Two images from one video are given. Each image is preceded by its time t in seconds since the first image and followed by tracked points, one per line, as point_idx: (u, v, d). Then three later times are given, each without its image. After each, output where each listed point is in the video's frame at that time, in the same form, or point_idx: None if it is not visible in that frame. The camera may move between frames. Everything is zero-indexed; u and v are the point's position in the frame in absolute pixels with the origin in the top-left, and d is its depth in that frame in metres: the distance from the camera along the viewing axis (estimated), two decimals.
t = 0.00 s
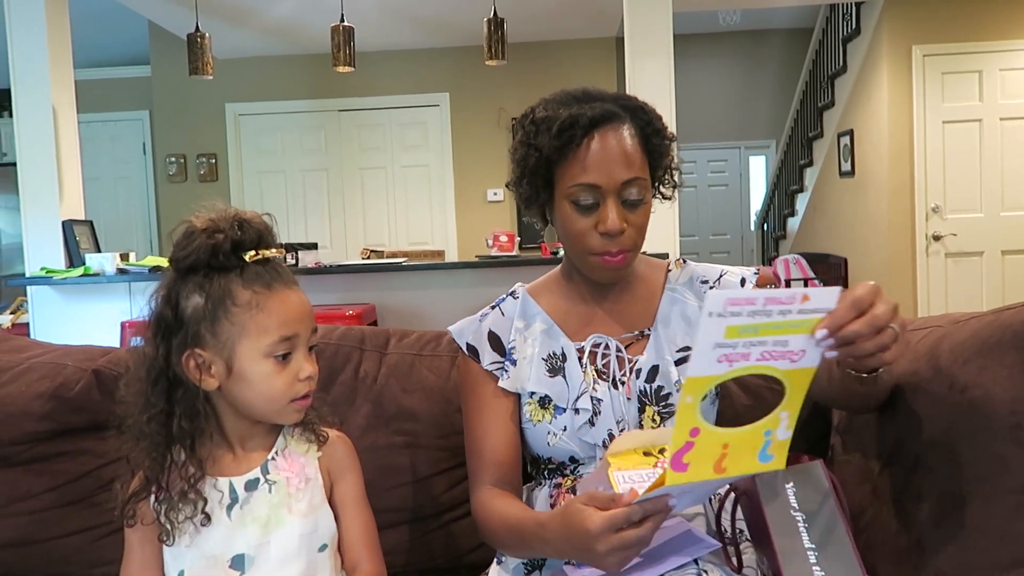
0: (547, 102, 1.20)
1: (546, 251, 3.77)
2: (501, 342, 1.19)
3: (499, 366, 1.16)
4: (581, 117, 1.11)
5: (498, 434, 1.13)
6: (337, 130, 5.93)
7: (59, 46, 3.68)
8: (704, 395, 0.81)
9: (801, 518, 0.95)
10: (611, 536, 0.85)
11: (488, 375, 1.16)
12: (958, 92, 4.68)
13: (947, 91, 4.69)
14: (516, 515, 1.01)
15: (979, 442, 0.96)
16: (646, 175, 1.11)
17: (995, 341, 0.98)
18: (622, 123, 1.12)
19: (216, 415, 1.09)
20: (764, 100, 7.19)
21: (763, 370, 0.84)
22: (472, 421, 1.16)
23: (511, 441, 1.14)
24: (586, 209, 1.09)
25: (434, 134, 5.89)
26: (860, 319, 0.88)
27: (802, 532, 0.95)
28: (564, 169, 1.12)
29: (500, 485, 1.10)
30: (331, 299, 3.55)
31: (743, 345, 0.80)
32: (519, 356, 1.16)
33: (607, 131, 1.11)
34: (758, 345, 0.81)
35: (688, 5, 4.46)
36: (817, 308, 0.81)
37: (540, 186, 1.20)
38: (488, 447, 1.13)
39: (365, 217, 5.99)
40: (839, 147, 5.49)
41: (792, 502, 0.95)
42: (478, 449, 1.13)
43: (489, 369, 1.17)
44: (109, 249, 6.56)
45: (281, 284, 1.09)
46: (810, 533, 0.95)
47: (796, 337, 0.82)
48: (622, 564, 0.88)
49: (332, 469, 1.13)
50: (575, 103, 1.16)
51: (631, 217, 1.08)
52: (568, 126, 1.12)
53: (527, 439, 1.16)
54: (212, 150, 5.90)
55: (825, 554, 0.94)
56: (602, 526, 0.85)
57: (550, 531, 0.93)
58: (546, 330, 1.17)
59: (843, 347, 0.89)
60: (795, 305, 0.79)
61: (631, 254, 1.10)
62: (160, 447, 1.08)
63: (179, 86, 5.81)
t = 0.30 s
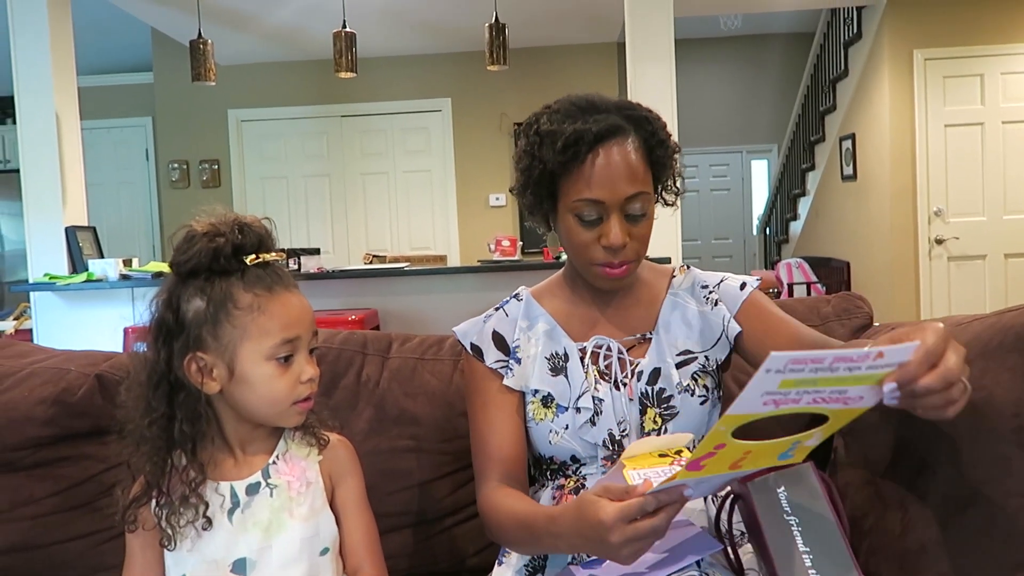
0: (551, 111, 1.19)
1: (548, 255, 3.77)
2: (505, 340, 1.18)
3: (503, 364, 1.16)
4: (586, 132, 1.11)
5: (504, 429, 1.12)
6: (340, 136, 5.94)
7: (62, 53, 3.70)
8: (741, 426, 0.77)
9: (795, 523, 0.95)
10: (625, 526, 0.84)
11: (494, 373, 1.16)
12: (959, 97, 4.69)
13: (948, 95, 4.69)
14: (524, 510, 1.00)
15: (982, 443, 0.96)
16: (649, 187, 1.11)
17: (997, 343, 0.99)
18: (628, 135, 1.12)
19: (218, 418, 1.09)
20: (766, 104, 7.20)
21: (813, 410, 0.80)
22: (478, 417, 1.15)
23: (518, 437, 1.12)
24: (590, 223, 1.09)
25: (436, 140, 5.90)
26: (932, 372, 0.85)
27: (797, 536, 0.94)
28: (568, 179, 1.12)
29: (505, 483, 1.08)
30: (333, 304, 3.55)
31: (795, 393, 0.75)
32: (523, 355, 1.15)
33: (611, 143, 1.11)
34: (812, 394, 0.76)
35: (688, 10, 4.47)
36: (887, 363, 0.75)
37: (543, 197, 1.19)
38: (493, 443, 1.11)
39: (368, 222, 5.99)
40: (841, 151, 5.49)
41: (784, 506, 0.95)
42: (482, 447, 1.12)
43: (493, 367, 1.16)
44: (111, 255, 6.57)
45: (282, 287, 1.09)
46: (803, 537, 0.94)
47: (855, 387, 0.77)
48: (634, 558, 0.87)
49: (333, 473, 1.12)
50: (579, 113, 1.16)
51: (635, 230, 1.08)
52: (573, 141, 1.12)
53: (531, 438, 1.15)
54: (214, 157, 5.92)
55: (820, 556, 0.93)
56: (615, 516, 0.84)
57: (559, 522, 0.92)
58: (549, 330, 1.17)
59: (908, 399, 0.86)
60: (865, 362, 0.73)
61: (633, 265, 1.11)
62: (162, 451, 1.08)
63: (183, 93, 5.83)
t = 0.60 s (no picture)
0: (553, 115, 1.19)
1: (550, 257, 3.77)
2: (508, 340, 1.18)
3: (506, 363, 1.16)
4: (588, 136, 1.11)
5: (505, 428, 1.12)
6: (342, 138, 5.95)
7: (64, 58, 3.71)
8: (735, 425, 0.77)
9: (800, 524, 0.94)
10: (619, 528, 0.84)
11: (495, 372, 1.15)
12: (962, 95, 4.68)
13: (950, 94, 4.69)
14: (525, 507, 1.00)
15: (986, 442, 0.97)
16: (651, 191, 1.11)
17: (1000, 343, 0.99)
18: (631, 140, 1.12)
19: (223, 421, 1.09)
20: (767, 104, 7.19)
21: (805, 407, 0.81)
22: (478, 417, 1.15)
23: (517, 437, 1.12)
24: (591, 227, 1.09)
25: (437, 142, 5.91)
26: (923, 364, 0.87)
27: (802, 537, 0.94)
28: (571, 182, 1.12)
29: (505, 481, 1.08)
30: (336, 306, 3.55)
31: (785, 388, 0.76)
32: (526, 355, 1.15)
33: (614, 147, 1.11)
34: (803, 389, 0.77)
35: (689, 10, 4.47)
36: (876, 356, 0.77)
37: (546, 200, 1.20)
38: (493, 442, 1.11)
39: (370, 225, 6.00)
40: (843, 151, 5.48)
41: (789, 507, 0.95)
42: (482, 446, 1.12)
43: (496, 366, 1.16)
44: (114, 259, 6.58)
45: (287, 290, 1.09)
46: (809, 538, 0.94)
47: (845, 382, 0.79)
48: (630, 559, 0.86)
49: (338, 475, 1.13)
50: (581, 117, 1.16)
51: (637, 234, 1.09)
52: (576, 145, 1.11)
53: (533, 438, 1.15)
54: (216, 160, 5.93)
55: (825, 557, 0.93)
56: (610, 518, 0.83)
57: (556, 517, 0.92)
58: (551, 331, 1.17)
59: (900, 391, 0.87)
60: (855, 354, 0.75)
61: (636, 267, 1.11)
62: (168, 455, 1.08)
63: (185, 97, 5.84)
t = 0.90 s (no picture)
0: (550, 115, 1.19)
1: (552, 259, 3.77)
2: (510, 341, 1.17)
3: (508, 363, 1.15)
4: (586, 133, 1.11)
5: (505, 432, 1.11)
6: (343, 142, 5.96)
7: (66, 63, 3.72)
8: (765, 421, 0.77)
9: (801, 522, 0.93)
10: (642, 551, 0.84)
11: (499, 372, 1.15)
12: (963, 96, 4.68)
13: (952, 95, 4.68)
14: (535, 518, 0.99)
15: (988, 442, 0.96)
16: (650, 187, 1.11)
17: (1002, 341, 0.98)
18: (628, 136, 1.12)
19: (223, 424, 1.09)
20: (768, 106, 7.19)
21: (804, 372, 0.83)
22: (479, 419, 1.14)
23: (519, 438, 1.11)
24: (591, 223, 1.09)
25: (439, 145, 5.92)
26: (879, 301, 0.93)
27: (804, 537, 0.93)
28: (570, 181, 1.12)
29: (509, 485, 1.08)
30: (338, 310, 3.56)
31: (791, 356, 0.79)
32: (529, 355, 1.15)
33: (612, 144, 1.10)
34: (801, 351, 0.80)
35: (689, 13, 4.47)
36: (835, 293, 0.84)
37: (545, 200, 1.19)
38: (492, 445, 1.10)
39: (371, 229, 6.00)
40: (845, 152, 5.48)
41: (791, 506, 0.94)
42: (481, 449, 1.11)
43: (497, 366, 1.15)
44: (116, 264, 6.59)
45: (287, 293, 1.09)
46: (811, 537, 0.93)
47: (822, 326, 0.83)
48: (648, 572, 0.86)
49: (339, 477, 1.12)
50: (580, 116, 1.15)
51: (638, 230, 1.08)
52: (573, 142, 1.11)
53: (536, 439, 1.15)
54: (218, 164, 5.94)
55: (826, 556, 0.92)
56: (635, 543, 0.83)
57: (577, 532, 0.91)
58: (554, 332, 1.16)
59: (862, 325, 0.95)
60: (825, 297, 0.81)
61: (637, 264, 1.11)
62: (167, 457, 1.07)
63: (187, 101, 5.85)
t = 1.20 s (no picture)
0: (541, 109, 1.18)
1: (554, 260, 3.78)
2: (534, 342, 1.07)
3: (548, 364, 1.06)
4: (582, 117, 1.10)
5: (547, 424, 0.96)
6: (345, 145, 5.97)
7: (69, 67, 3.73)
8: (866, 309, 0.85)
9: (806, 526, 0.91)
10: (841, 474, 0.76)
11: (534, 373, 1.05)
12: (965, 94, 4.67)
13: (954, 93, 4.67)
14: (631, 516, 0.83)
15: (991, 439, 0.96)
16: (647, 169, 1.12)
17: (1005, 338, 0.98)
18: (622, 121, 1.12)
19: (223, 427, 1.10)
20: (770, 105, 7.18)
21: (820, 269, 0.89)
22: (512, 421, 1.01)
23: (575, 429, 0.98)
24: (596, 207, 1.08)
25: (441, 147, 5.92)
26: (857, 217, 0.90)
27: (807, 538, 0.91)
28: (569, 168, 1.11)
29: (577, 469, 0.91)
30: (341, 312, 3.56)
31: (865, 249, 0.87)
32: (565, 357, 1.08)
33: (608, 129, 1.10)
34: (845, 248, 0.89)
35: (690, 12, 4.47)
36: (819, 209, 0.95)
37: (545, 192, 1.16)
38: (542, 437, 0.96)
39: (374, 231, 6.01)
40: (847, 151, 5.47)
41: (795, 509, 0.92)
42: (530, 445, 0.96)
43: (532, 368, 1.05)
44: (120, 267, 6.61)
45: (287, 296, 1.09)
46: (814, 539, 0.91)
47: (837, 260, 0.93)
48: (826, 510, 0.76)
49: (342, 479, 1.13)
50: (572, 106, 1.15)
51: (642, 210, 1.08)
52: (570, 127, 1.11)
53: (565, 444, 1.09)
54: (221, 167, 5.96)
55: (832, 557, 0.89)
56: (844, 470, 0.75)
57: (758, 499, 0.75)
58: (572, 334, 1.11)
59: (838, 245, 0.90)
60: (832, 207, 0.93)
61: (643, 248, 1.10)
62: (168, 460, 1.08)
63: (190, 105, 5.87)
